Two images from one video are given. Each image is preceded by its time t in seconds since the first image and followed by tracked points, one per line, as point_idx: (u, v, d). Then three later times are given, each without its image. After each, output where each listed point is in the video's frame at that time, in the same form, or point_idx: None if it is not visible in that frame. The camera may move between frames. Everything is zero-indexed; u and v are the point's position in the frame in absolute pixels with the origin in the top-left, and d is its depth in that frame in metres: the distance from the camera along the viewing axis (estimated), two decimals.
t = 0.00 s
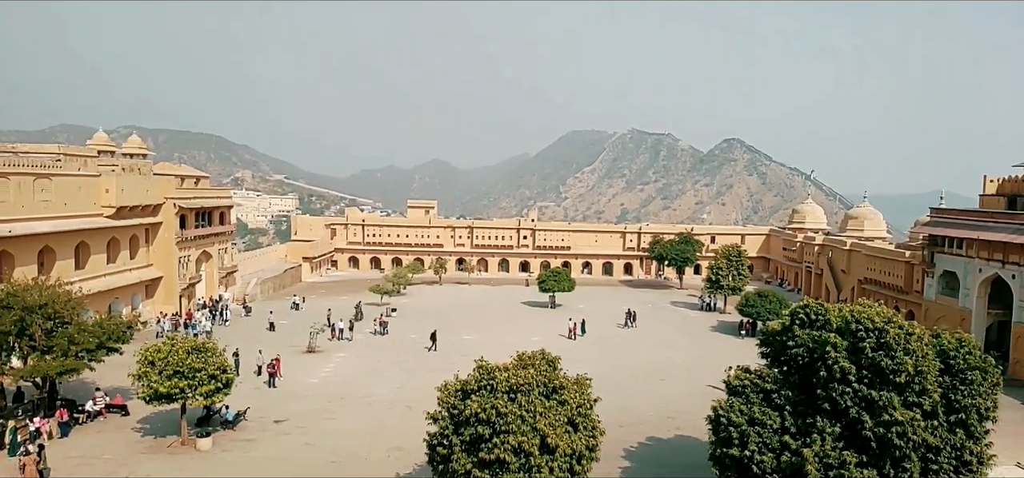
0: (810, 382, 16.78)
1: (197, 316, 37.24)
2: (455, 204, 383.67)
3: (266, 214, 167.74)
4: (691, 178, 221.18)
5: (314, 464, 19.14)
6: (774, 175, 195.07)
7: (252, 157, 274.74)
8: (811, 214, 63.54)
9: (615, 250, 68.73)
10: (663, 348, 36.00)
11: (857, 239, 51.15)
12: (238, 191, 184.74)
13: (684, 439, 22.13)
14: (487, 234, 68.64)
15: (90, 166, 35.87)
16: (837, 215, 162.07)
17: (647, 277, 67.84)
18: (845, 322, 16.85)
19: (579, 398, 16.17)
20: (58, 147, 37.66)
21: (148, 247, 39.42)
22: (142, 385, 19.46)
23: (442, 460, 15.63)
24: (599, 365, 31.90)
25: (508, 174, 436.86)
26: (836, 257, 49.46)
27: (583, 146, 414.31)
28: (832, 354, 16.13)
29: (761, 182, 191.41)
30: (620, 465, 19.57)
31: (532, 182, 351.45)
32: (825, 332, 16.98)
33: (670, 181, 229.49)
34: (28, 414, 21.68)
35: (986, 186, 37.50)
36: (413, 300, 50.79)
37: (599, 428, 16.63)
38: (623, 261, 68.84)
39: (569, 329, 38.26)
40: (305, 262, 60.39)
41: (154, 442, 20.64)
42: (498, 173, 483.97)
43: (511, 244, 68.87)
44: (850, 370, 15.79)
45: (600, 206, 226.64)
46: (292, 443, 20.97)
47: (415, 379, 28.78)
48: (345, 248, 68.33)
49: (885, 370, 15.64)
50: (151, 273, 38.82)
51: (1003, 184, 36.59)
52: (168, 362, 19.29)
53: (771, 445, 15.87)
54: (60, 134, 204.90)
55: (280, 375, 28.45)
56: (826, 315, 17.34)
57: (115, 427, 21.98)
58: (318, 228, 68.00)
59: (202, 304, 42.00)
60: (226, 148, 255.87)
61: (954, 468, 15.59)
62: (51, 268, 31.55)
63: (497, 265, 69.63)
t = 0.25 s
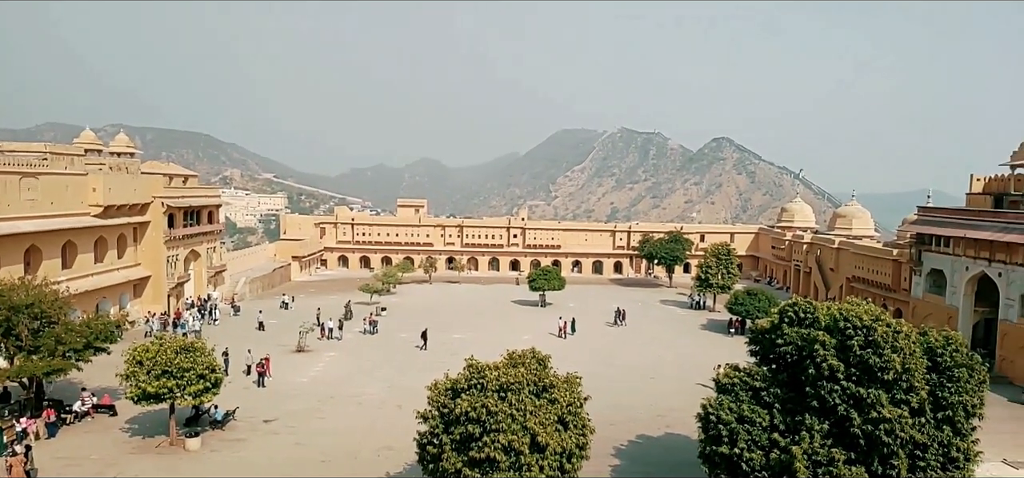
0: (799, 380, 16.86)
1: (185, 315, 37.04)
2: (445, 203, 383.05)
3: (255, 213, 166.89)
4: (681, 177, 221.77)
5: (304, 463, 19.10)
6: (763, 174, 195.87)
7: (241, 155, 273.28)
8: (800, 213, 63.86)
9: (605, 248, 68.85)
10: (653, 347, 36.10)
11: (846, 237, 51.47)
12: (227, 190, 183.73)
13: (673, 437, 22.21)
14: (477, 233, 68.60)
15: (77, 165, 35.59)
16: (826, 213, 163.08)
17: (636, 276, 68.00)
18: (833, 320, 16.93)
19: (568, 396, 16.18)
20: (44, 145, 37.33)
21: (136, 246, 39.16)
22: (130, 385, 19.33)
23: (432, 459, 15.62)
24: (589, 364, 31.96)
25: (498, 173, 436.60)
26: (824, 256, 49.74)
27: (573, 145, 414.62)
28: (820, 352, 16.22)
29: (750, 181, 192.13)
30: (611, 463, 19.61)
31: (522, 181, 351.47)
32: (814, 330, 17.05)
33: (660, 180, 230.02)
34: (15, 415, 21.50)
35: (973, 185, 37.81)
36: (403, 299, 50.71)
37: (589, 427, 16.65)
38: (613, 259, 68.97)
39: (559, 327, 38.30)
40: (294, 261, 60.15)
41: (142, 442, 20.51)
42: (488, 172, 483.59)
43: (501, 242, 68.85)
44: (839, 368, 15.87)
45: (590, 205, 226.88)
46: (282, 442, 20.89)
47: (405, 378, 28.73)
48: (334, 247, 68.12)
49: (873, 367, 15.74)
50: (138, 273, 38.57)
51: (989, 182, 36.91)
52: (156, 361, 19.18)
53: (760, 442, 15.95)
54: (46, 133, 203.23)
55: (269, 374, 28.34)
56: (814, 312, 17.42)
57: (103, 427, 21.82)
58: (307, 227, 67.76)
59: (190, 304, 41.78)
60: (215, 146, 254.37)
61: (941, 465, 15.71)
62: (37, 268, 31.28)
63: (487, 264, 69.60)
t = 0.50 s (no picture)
0: (788, 378, 16.93)
1: (173, 315, 36.83)
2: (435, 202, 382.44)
3: (244, 212, 166.03)
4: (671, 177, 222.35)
5: (293, 463, 19.02)
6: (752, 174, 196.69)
7: (229, 154, 271.88)
8: (789, 212, 64.16)
9: (595, 247, 68.94)
10: (643, 346, 36.17)
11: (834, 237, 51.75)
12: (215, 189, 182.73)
13: (663, 435, 22.25)
14: (468, 232, 68.54)
15: (64, 163, 35.29)
16: (814, 213, 164.15)
17: (626, 275, 68.15)
18: (822, 319, 17.01)
19: (559, 395, 16.18)
20: (30, 143, 36.99)
21: (123, 245, 38.88)
22: (118, 384, 19.18)
23: (422, 459, 15.59)
24: (579, 363, 31.98)
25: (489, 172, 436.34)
26: (813, 255, 50.00)
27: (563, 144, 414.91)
28: (809, 350, 16.29)
29: (740, 180, 192.89)
30: (601, 462, 19.64)
31: (513, 180, 351.48)
32: (803, 328, 17.13)
33: (650, 179, 230.50)
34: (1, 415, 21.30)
35: (960, 185, 38.08)
36: (393, 298, 50.60)
37: (579, 426, 16.65)
38: (603, 258, 69.08)
39: (549, 326, 38.33)
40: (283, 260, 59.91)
41: (130, 443, 20.36)
42: (478, 171, 483.18)
43: (491, 242, 68.82)
44: (827, 367, 15.95)
45: (580, 204, 227.09)
46: (271, 442, 20.80)
47: (395, 378, 28.67)
48: (324, 246, 67.90)
49: (861, 366, 15.82)
50: (126, 272, 38.30)
51: (975, 182, 37.18)
52: (144, 361, 19.04)
53: (750, 441, 16.01)
54: (32, 131, 201.46)
55: (259, 374, 28.21)
56: (803, 312, 17.49)
57: (90, 428, 21.65)
58: (297, 226, 67.49)
59: (179, 303, 41.53)
60: (203, 145, 252.86)
61: (928, 463, 15.81)
62: (24, 267, 31.01)
63: (478, 263, 69.55)
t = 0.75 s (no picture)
0: (776, 378, 17.00)
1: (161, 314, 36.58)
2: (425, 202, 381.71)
3: (233, 210, 165.10)
4: (661, 177, 222.90)
5: (281, 463, 18.94)
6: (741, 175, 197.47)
7: (218, 152, 270.25)
8: (778, 212, 64.46)
9: (585, 247, 69.03)
10: (633, 345, 36.23)
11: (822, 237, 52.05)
12: (204, 187, 181.60)
13: (652, 435, 22.31)
14: (458, 232, 68.46)
15: (50, 161, 34.97)
16: (803, 214, 165.07)
17: (616, 274, 68.28)
18: (810, 319, 17.09)
19: (549, 395, 16.19)
20: (16, 141, 36.63)
21: (110, 244, 38.60)
22: (104, 384, 19.02)
23: (412, 459, 15.55)
24: (569, 362, 32.00)
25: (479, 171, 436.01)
26: (802, 255, 50.25)
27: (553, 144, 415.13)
28: (797, 350, 16.37)
29: (729, 181, 193.59)
30: (590, 461, 19.67)
31: (503, 179, 351.37)
32: (791, 328, 17.21)
33: (640, 179, 230.97)
34: None
35: (946, 186, 38.39)
36: (383, 297, 50.46)
37: (569, 425, 16.66)
38: (593, 258, 69.17)
39: (539, 326, 38.34)
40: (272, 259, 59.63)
41: (116, 443, 20.20)
42: (468, 171, 482.62)
43: (481, 241, 68.77)
44: (815, 366, 16.02)
45: (570, 204, 227.24)
46: (259, 442, 20.71)
47: (385, 378, 28.59)
48: (313, 245, 67.64)
49: (849, 365, 15.91)
50: (113, 271, 38.02)
51: (962, 184, 37.50)
52: (131, 361, 18.90)
53: (738, 440, 16.07)
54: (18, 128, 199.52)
55: (247, 374, 28.04)
56: (791, 311, 17.57)
57: (75, 428, 21.47)
58: (286, 225, 67.19)
59: (166, 302, 41.27)
60: (192, 143, 251.25)
61: (915, 462, 15.93)
62: (9, 265, 30.72)
63: (468, 263, 69.48)
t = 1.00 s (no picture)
0: (762, 378, 17.07)
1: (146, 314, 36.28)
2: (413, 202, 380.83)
3: (219, 209, 163.98)
4: (649, 178, 223.56)
5: (267, 464, 18.82)
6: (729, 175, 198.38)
7: (204, 151, 268.40)
8: (765, 213, 64.79)
9: (573, 247, 69.10)
10: (620, 345, 36.29)
11: (808, 238, 52.35)
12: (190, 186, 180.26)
13: (640, 434, 22.34)
14: (446, 231, 68.34)
15: (32, 158, 34.58)
16: (790, 215, 166.09)
17: (604, 275, 68.41)
18: (796, 319, 17.17)
19: (537, 395, 16.16)
20: None
21: (94, 243, 38.23)
22: (87, 385, 18.82)
23: (399, 459, 15.49)
24: (557, 362, 32.00)
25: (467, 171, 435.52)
26: (788, 256, 50.52)
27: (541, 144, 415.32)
28: (784, 350, 16.44)
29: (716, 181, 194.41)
30: (578, 461, 19.68)
31: (491, 179, 351.26)
32: (777, 328, 17.29)
33: (628, 180, 231.51)
34: None
35: (930, 187, 38.72)
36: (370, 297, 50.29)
37: (557, 425, 16.63)
38: (581, 258, 69.26)
39: (528, 326, 38.33)
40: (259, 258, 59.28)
41: (99, 444, 20.00)
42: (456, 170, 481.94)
43: (470, 241, 68.69)
44: (801, 366, 16.10)
45: (558, 204, 227.39)
46: (244, 442, 20.56)
47: (372, 378, 28.47)
48: (300, 245, 67.30)
49: (834, 365, 16.00)
50: (97, 270, 37.66)
51: (946, 185, 37.82)
52: (115, 361, 18.71)
53: (725, 440, 16.11)
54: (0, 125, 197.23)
55: (232, 374, 27.85)
56: (778, 312, 17.65)
57: (58, 428, 21.24)
58: (272, 224, 66.82)
59: (151, 302, 40.94)
60: (177, 141, 249.30)
61: (898, 461, 16.02)
62: None
63: (456, 263, 69.37)
